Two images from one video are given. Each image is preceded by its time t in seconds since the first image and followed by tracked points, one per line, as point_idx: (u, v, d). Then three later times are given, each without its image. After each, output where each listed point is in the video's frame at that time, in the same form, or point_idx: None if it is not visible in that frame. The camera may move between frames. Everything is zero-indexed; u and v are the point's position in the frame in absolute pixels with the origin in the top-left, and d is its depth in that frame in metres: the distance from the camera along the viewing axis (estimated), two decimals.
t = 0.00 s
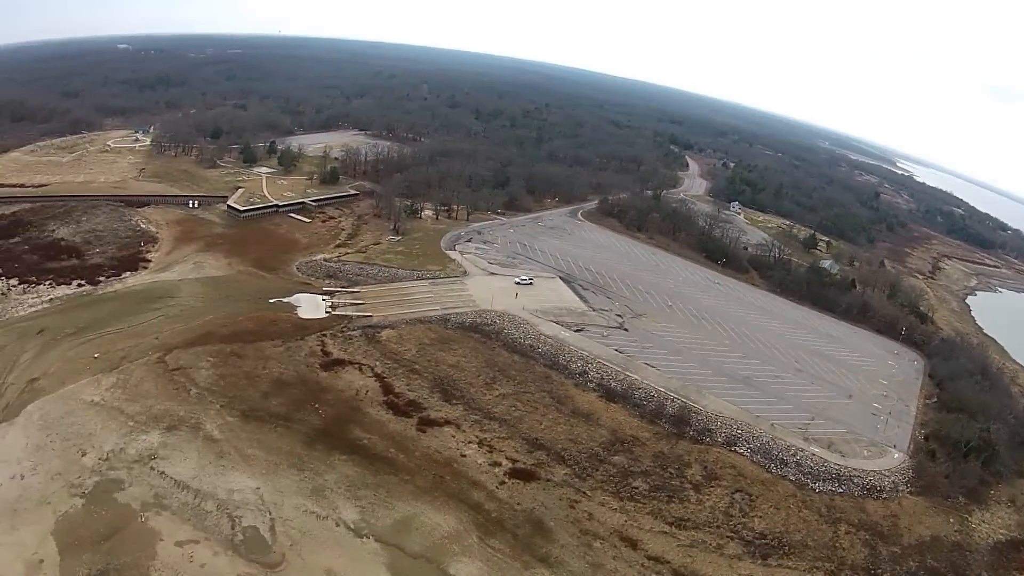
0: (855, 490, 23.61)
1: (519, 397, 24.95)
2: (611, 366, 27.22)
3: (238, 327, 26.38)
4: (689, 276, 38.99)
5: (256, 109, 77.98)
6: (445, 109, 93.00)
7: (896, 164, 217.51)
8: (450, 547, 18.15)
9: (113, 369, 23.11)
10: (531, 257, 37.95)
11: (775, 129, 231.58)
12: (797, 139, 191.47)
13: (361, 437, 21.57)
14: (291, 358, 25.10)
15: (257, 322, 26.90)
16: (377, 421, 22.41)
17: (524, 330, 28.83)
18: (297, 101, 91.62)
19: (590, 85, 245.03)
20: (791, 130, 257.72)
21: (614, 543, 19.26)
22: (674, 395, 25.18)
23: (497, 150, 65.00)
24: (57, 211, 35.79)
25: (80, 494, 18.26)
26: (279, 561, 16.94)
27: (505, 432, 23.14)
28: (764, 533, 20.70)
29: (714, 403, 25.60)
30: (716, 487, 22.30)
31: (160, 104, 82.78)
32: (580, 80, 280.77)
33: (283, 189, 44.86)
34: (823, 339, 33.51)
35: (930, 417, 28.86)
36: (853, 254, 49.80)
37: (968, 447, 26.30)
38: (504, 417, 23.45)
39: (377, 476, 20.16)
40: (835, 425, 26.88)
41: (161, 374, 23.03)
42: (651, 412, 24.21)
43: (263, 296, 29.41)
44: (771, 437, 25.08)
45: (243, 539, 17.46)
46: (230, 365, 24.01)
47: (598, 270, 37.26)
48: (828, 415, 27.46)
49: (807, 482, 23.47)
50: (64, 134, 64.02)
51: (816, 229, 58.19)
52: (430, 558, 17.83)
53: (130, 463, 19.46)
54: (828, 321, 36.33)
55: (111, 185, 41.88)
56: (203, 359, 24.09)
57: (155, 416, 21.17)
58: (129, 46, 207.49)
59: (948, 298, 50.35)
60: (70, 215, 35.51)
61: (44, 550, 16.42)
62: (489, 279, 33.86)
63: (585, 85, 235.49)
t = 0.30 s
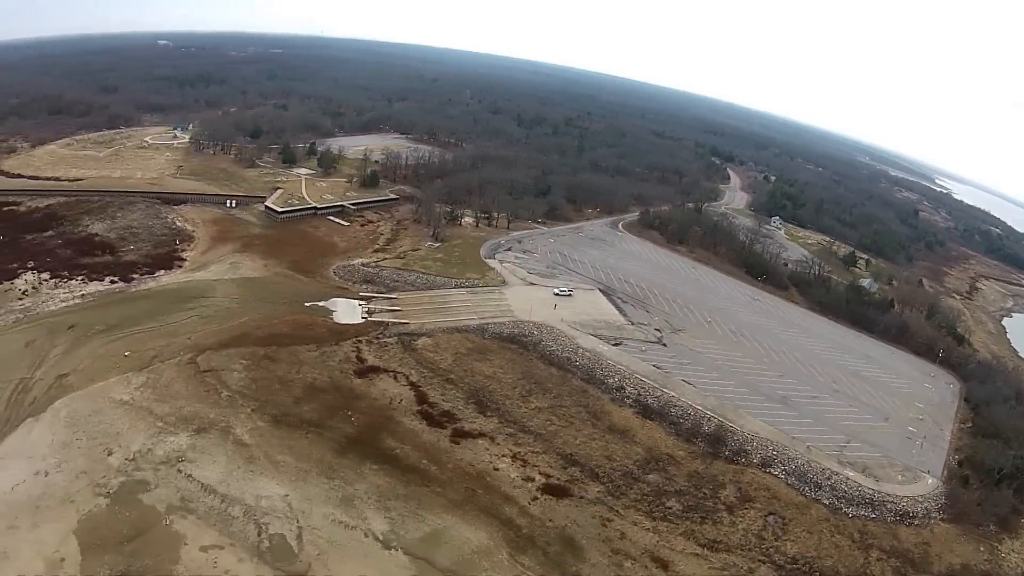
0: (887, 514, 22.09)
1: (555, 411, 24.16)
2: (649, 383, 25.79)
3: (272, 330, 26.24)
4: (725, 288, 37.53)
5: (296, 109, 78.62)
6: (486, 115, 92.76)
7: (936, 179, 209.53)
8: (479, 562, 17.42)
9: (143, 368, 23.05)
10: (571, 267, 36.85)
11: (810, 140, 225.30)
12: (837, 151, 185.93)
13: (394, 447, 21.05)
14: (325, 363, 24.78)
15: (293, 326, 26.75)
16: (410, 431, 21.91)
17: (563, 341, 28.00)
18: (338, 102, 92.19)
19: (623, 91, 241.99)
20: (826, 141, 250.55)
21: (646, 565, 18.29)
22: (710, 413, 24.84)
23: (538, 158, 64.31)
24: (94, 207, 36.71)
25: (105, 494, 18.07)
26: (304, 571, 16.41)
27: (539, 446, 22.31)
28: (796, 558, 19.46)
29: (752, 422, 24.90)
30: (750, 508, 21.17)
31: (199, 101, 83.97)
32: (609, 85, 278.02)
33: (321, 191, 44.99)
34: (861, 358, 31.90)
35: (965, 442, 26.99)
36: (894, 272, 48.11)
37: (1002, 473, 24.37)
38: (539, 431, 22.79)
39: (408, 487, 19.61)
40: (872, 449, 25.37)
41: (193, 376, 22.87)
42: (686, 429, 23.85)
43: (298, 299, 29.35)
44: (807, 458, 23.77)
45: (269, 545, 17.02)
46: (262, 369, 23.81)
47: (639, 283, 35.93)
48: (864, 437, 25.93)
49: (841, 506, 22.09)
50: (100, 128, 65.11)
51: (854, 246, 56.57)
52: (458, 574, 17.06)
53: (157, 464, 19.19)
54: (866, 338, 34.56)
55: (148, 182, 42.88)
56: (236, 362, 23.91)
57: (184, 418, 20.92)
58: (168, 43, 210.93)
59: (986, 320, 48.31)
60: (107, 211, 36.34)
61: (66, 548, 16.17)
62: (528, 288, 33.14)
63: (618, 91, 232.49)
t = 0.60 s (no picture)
0: (919, 540, 21.08)
1: (592, 426, 23.48)
2: (688, 401, 25.31)
3: (308, 336, 26.29)
4: (762, 303, 36.82)
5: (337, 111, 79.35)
6: (529, 122, 92.48)
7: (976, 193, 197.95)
8: None
9: (175, 370, 23.32)
10: (612, 280, 36.28)
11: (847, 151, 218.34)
12: (877, 164, 179.75)
13: (427, 458, 20.58)
14: (360, 371, 24.54)
15: (329, 333, 26.71)
16: (444, 443, 21.40)
17: (601, 356, 27.47)
18: (381, 105, 92.77)
19: (650, 98, 238.35)
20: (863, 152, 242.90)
21: None
22: (748, 432, 24.22)
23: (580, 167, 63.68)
24: (131, 206, 38.00)
25: (131, 496, 18.00)
26: None
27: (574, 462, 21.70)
28: None
29: (789, 443, 24.31)
30: (782, 530, 20.33)
31: (239, 102, 85.68)
32: (626, 89, 276.76)
33: (361, 197, 45.31)
34: (898, 379, 31.06)
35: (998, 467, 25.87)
36: (935, 290, 46.50)
37: None
38: (574, 446, 22.22)
39: (440, 501, 19.08)
40: (905, 472, 24.56)
41: (225, 379, 22.97)
42: (722, 448, 23.31)
43: (334, 305, 29.48)
44: (841, 480, 23.02)
45: (296, 555, 16.61)
46: (296, 375, 23.74)
47: (680, 297, 35.30)
48: (898, 459, 25.21)
49: (874, 530, 21.16)
50: (136, 126, 66.80)
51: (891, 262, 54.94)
52: None
53: (185, 468, 19.03)
54: (904, 358, 33.60)
55: (185, 182, 44.04)
56: (269, 367, 23.95)
57: (214, 423, 20.86)
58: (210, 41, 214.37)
59: None
60: (143, 211, 37.45)
61: (88, 550, 16.15)
62: (567, 300, 32.60)
63: (652, 99, 227.98)
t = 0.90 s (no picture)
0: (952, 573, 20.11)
1: (630, 444, 22.87)
2: (728, 422, 24.78)
3: (346, 342, 26.08)
4: (804, 323, 36.08)
5: (382, 114, 80.18)
6: (575, 131, 92.16)
7: (1014, 211, 188.46)
8: None
9: (209, 372, 23.21)
10: (656, 295, 35.71)
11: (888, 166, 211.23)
12: (923, 181, 175.27)
13: (461, 471, 20.12)
14: (398, 380, 24.18)
15: (366, 339, 26.49)
16: (479, 456, 20.93)
17: (642, 373, 26.95)
18: (426, 110, 93.24)
19: (688, 107, 237.62)
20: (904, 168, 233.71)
21: None
22: (785, 456, 23.60)
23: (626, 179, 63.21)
24: (171, 203, 38.35)
25: (159, 498, 17.71)
26: None
27: (610, 481, 21.04)
28: None
29: (827, 468, 23.66)
30: (816, 557, 19.45)
31: (283, 102, 87.33)
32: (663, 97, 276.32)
33: (405, 203, 45.41)
34: (935, 405, 30.19)
35: None
36: (978, 313, 44.88)
37: None
38: (611, 464, 21.60)
39: (473, 515, 18.57)
40: (939, 500, 23.70)
41: (260, 384, 22.76)
42: (759, 471, 22.62)
43: (373, 312, 29.31)
44: (875, 508, 22.17)
45: (324, 565, 16.21)
46: (332, 382, 23.46)
47: (724, 315, 34.65)
48: (931, 487, 24.33)
49: (906, 560, 20.22)
50: (178, 123, 68.47)
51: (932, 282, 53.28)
52: None
53: (215, 472, 18.71)
54: (943, 383, 32.60)
55: (226, 181, 44.89)
56: (305, 373, 23.72)
57: (247, 427, 20.59)
58: (260, 42, 219.68)
59: None
60: (182, 208, 37.71)
61: (112, 551, 15.93)
62: (611, 315, 32.12)
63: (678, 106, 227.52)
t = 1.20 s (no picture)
0: None
1: (668, 467, 22.32)
2: (766, 447, 24.23)
3: (386, 351, 25.85)
4: (847, 349, 35.25)
5: (430, 123, 81.09)
6: (625, 145, 91.90)
7: None
8: None
9: (246, 376, 23.07)
10: (701, 316, 35.19)
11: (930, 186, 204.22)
12: (977, 208, 170.01)
13: (497, 489, 19.68)
14: (436, 394, 23.76)
15: (406, 350, 26.22)
16: (515, 474, 20.49)
17: (682, 394, 26.50)
18: (477, 119, 93.86)
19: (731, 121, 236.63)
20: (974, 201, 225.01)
21: None
22: (823, 485, 22.94)
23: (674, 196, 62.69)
24: (214, 203, 39.64)
25: (187, 502, 17.38)
26: None
27: (646, 504, 20.48)
28: None
29: (863, 498, 22.92)
30: None
31: (330, 104, 88.94)
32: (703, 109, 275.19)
33: (451, 212, 45.62)
34: (975, 439, 29.24)
35: None
36: None
37: None
38: (648, 488, 21.05)
39: (506, 535, 18.04)
40: (975, 536, 22.80)
41: (297, 391, 22.56)
42: (795, 499, 21.90)
43: (414, 322, 29.10)
44: (910, 541, 21.30)
45: None
46: (369, 392, 23.15)
47: (766, 338, 34.13)
48: (968, 523, 23.37)
49: None
50: (226, 122, 70.71)
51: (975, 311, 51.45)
52: None
53: (246, 479, 18.39)
54: (981, 417, 31.60)
55: (271, 183, 45.83)
56: (342, 382, 23.45)
57: (281, 434, 20.32)
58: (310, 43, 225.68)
59: None
60: (225, 209, 38.92)
61: (135, 552, 15.66)
62: (656, 334, 31.69)
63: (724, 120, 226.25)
